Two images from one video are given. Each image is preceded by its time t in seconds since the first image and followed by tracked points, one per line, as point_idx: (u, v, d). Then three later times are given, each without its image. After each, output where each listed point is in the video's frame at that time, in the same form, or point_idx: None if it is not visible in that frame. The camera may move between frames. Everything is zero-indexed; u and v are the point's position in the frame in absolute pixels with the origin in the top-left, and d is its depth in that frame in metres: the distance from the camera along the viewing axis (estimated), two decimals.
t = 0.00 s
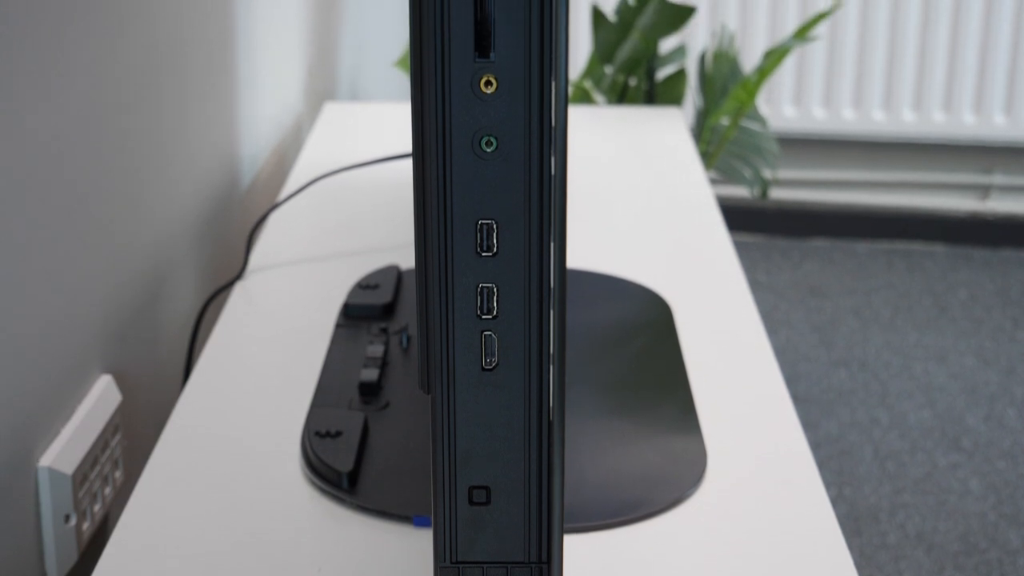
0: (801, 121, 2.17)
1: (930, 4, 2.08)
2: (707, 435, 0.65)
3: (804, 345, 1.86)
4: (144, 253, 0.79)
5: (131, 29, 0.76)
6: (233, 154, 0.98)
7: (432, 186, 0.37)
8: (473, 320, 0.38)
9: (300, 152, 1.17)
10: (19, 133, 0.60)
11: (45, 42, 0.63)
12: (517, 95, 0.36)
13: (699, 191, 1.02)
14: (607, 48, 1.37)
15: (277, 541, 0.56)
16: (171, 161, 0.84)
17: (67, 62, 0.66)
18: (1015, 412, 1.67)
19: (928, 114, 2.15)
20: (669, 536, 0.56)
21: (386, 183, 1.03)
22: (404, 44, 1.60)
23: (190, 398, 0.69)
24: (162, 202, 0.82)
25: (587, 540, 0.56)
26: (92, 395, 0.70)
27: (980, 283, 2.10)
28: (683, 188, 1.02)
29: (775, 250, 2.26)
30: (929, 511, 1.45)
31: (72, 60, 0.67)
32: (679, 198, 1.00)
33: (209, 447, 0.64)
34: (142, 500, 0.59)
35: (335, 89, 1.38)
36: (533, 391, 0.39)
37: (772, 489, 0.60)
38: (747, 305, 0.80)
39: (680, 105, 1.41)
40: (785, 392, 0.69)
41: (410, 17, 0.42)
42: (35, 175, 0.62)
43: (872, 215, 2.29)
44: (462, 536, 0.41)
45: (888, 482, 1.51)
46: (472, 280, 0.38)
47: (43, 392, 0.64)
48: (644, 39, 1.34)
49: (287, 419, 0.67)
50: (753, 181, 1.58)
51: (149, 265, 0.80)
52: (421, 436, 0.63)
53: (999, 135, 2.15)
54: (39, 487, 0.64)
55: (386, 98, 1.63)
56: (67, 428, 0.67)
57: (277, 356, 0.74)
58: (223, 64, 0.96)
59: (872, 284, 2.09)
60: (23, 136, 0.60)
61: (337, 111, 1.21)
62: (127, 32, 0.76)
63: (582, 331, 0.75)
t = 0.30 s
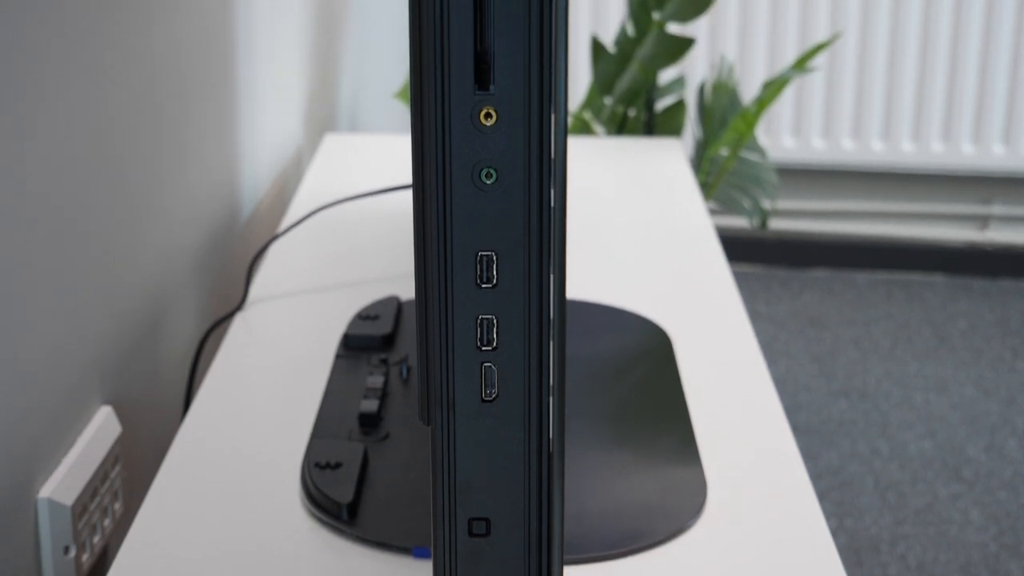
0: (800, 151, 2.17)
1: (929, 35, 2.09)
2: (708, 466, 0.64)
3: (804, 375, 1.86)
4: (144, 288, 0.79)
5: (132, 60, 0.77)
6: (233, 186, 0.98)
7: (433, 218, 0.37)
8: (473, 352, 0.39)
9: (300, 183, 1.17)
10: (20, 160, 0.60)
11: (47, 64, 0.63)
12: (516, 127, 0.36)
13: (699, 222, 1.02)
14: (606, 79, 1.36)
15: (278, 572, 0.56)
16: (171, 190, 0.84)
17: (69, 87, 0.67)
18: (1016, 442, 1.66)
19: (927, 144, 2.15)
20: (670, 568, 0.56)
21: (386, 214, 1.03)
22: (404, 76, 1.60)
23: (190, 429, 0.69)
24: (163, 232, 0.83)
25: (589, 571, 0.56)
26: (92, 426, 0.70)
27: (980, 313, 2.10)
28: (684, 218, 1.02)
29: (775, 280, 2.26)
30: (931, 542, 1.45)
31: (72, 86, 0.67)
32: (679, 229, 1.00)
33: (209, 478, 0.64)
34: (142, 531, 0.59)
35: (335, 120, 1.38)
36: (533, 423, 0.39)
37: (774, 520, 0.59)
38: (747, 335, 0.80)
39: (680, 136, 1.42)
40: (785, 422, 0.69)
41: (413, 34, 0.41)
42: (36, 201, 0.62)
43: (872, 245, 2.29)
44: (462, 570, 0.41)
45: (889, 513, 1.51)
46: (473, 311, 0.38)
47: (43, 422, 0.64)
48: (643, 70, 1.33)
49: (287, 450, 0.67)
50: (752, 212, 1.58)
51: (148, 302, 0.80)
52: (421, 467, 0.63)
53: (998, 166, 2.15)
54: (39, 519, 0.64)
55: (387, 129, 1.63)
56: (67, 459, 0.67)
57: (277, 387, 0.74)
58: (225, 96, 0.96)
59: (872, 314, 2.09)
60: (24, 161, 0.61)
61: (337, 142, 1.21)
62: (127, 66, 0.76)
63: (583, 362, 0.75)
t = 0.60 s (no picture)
0: (799, 183, 2.18)
1: (927, 66, 2.10)
2: (708, 500, 0.64)
3: (805, 407, 1.86)
4: (144, 321, 0.79)
5: (137, 91, 0.78)
6: (233, 217, 0.98)
7: (433, 253, 0.39)
8: (474, 385, 0.41)
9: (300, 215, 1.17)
10: (20, 188, 0.61)
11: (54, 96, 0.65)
12: (516, 160, 0.38)
13: (698, 254, 1.01)
14: (606, 111, 1.36)
15: None
16: (176, 221, 0.85)
17: (72, 115, 0.67)
18: (1017, 474, 1.66)
19: (926, 175, 2.15)
20: None
21: (387, 246, 1.03)
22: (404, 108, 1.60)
23: (190, 461, 0.69)
24: (168, 263, 0.84)
25: None
26: (92, 459, 0.70)
27: (980, 345, 2.10)
28: (684, 251, 1.02)
29: (775, 312, 2.26)
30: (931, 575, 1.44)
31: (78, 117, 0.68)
32: (680, 261, 1.00)
33: (208, 510, 0.64)
34: (142, 563, 0.59)
35: (335, 152, 1.38)
36: (533, 454, 0.41)
37: (775, 554, 0.59)
38: (747, 367, 0.80)
39: (679, 168, 1.42)
40: (786, 454, 0.69)
41: (409, 94, 0.44)
42: (40, 231, 0.63)
43: (872, 277, 2.29)
44: None
45: (890, 546, 1.50)
46: (473, 343, 0.40)
47: (43, 454, 0.64)
48: (642, 102, 1.33)
49: (287, 482, 0.67)
50: (752, 244, 1.58)
51: (147, 335, 0.80)
52: (420, 499, 0.63)
53: (997, 198, 2.15)
54: (39, 553, 0.64)
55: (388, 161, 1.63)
56: (66, 492, 0.67)
57: (277, 420, 0.74)
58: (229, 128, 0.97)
59: (873, 346, 2.09)
60: (29, 191, 0.62)
61: (337, 175, 1.21)
62: (131, 101, 0.76)
63: (583, 392, 0.75)
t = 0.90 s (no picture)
0: (799, 215, 2.18)
1: (926, 98, 2.10)
2: (709, 532, 0.64)
3: (805, 438, 1.85)
4: (145, 353, 0.79)
5: (145, 123, 0.79)
6: (232, 249, 0.99)
7: (434, 287, 0.41)
8: (474, 417, 0.43)
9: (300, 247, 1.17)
10: (25, 221, 0.61)
11: (67, 132, 0.66)
12: (515, 195, 0.40)
13: (698, 288, 1.01)
14: (605, 142, 1.36)
15: None
16: (183, 251, 0.86)
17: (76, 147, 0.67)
18: (1018, 505, 1.66)
19: (925, 207, 2.16)
20: None
21: (387, 278, 1.03)
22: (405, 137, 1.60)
23: (190, 493, 0.69)
24: (176, 292, 0.85)
25: None
26: (92, 491, 0.70)
27: (980, 375, 2.10)
28: (684, 282, 1.02)
29: (774, 342, 2.26)
30: None
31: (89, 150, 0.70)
32: (679, 293, 1.00)
33: (208, 543, 0.64)
34: None
35: (335, 184, 1.39)
36: (532, 481, 0.44)
37: None
38: (748, 399, 0.80)
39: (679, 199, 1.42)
40: (786, 486, 0.69)
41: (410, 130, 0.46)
42: (51, 262, 0.65)
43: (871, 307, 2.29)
44: None
45: None
46: (473, 375, 0.42)
47: (43, 486, 0.64)
48: (641, 135, 1.33)
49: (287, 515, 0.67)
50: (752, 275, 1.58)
51: (148, 366, 0.80)
52: (420, 530, 0.63)
53: (997, 229, 2.15)
54: None
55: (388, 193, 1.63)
56: (67, 524, 0.67)
57: (277, 452, 0.74)
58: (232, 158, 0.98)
59: (873, 376, 2.09)
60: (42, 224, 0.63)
61: (337, 207, 1.22)
62: (133, 131, 0.77)
63: (583, 423, 0.75)
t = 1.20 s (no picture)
0: (799, 246, 2.18)
1: (925, 130, 2.11)
2: (710, 564, 0.64)
3: (805, 470, 1.85)
4: (144, 385, 0.79)
5: (149, 151, 0.79)
6: (233, 280, 0.99)
7: (434, 320, 0.42)
8: (474, 449, 0.44)
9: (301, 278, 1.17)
10: (26, 251, 0.61)
11: (71, 155, 0.67)
12: (515, 227, 0.41)
13: (697, 320, 1.01)
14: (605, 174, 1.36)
15: None
16: (184, 279, 0.87)
17: (77, 177, 0.68)
18: (1018, 537, 1.66)
19: (924, 238, 2.16)
20: None
21: (387, 310, 1.04)
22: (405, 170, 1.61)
23: (190, 525, 0.69)
24: (176, 320, 0.85)
25: None
26: (92, 522, 0.70)
27: (980, 407, 2.10)
28: (684, 314, 1.02)
29: (774, 374, 2.26)
30: None
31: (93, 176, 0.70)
32: (679, 325, 1.00)
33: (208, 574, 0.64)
34: None
35: (335, 216, 1.39)
36: (533, 513, 0.44)
37: None
38: (748, 430, 0.80)
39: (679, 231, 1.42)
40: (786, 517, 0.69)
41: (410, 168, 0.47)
42: (54, 284, 0.65)
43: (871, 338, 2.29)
44: None
45: None
46: (473, 409, 0.43)
47: (43, 515, 0.64)
48: (641, 166, 1.33)
49: (287, 547, 0.67)
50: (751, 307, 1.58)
51: (148, 404, 0.80)
52: (420, 562, 0.62)
53: (996, 260, 2.16)
54: None
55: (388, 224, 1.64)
56: (67, 556, 0.67)
57: (277, 484, 0.74)
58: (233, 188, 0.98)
59: (873, 408, 2.09)
60: (45, 244, 0.64)
61: (337, 239, 1.22)
62: (135, 158, 0.77)
63: (584, 454, 0.75)
